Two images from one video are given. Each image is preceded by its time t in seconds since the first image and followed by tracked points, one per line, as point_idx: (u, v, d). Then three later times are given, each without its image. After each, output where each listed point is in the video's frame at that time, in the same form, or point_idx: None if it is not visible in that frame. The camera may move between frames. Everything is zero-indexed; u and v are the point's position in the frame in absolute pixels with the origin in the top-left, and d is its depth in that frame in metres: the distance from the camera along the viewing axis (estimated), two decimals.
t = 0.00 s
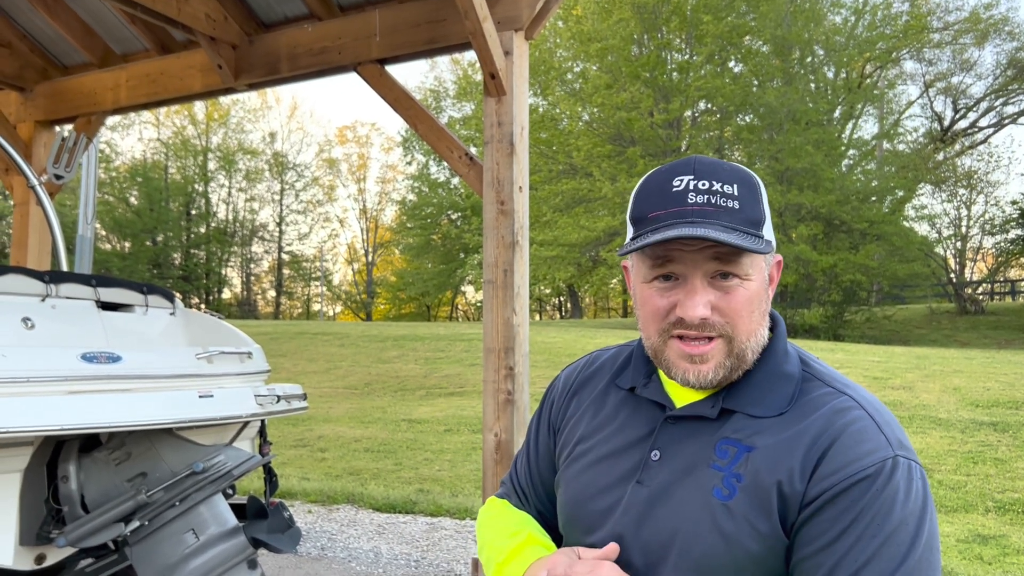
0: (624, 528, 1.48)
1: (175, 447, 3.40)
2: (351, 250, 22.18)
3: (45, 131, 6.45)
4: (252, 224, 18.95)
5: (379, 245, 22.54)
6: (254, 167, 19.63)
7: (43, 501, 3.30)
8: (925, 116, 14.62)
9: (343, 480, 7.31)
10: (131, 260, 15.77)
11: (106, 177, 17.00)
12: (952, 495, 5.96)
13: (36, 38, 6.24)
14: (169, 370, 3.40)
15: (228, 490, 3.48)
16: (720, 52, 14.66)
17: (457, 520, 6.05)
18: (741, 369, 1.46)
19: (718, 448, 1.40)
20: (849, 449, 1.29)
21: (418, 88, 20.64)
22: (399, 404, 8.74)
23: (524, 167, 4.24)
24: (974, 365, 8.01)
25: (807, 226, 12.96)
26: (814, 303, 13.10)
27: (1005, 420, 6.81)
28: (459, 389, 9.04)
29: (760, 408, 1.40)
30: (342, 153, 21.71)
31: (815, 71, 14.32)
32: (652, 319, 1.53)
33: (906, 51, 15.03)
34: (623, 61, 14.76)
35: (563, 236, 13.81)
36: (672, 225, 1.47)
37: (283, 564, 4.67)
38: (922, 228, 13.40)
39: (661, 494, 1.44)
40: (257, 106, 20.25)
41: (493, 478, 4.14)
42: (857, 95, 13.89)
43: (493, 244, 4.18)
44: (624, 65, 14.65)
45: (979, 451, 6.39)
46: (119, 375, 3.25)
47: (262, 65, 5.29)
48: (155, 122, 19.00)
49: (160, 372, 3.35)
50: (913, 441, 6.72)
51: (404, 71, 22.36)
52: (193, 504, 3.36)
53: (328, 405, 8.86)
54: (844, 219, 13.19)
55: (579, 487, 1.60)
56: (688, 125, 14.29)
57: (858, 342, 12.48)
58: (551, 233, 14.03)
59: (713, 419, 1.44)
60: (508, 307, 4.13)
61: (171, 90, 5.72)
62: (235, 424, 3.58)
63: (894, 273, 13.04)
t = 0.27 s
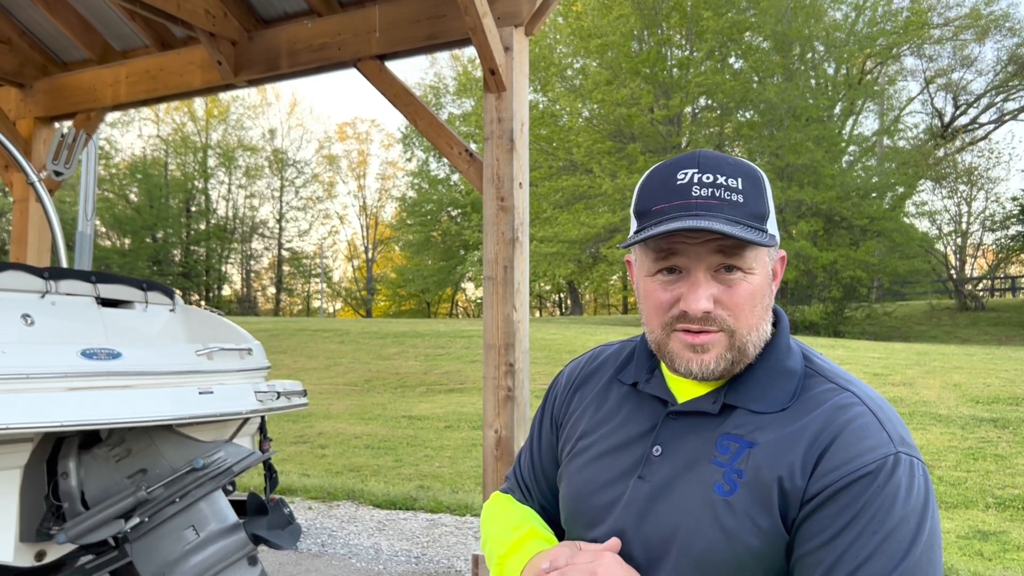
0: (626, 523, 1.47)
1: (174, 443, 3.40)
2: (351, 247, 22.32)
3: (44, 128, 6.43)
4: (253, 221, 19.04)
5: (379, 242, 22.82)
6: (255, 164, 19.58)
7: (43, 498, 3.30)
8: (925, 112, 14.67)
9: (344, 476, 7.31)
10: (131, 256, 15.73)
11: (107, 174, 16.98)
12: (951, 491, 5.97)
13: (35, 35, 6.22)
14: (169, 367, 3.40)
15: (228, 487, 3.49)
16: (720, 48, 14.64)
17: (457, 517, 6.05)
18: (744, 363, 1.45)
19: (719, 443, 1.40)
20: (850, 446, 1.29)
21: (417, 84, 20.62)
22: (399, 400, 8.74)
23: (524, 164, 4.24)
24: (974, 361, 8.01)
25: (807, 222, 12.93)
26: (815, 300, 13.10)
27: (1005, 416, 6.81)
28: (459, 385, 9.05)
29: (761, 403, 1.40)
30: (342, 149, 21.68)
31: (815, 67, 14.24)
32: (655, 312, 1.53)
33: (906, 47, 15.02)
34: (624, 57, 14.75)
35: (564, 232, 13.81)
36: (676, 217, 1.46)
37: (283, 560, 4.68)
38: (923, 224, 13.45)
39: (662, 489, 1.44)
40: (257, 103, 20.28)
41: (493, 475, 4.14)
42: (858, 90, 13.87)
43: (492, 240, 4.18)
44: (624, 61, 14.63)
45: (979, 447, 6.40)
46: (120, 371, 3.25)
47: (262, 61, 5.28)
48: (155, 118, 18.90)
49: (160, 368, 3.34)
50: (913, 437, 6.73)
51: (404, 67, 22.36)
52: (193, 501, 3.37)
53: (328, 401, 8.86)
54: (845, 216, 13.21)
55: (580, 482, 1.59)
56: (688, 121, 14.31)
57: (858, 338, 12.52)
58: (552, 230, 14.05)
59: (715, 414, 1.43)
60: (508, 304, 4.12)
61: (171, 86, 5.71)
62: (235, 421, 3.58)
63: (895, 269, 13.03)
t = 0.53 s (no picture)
0: (626, 517, 1.47)
1: (174, 439, 3.42)
2: (351, 244, 22.56)
3: (42, 124, 6.42)
4: (251, 218, 19.13)
5: (378, 239, 22.75)
6: (253, 161, 19.64)
7: (42, 494, 3.30)
8: (925, 109, 14.60)
9: (343, 473, 7.31)
10: (130, 253, 15.70)
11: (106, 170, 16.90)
12: (950, 487, 5.97)
13: (34, 31, 6.22)
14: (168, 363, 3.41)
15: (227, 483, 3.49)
16: (720, 45, 14.62)
17: (456, 513, 6.05)
18: (743, 356, 1.45)
19: (719, 437, 1.39)
20: (851, 440, 1.28)
21: (416, 81, 20.59)
22: (399, 397, 8.74)
23: (523, 160, 4.24)
24: (973, 358, 8.01)
25: (806, 219, 12.95)
26: (813, 296, 13.09)
27: (1004, 412, 6.81)
28: (459, 382, 9.05)
29: (761, 397, 1.40)
30: (340, 146, 21.28)
31: (814, 63, 14.28)
32: (654, 305, 1.52)
33: (905, 43, 15.01)
34: (623, 54, 14.75)
35: (563, 229, 13.81)
36: (676, 209, 1.46)
37: (283, 557, 4.68)
38: (922, 220, 13.44)
39: (661, 483, 1.44)
40: (255, 100, 20.25)
41: (492, 472, 4.14)
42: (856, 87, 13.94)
43: (492, 237, 4.17)
44: (624, 57, 14.68)
45: (978, 444, 6.40)
46: (118, 367, 3.26)
47: (260, 57, 5.27)
48: (153, 115, 18.98)
49: (159, 364, 3.36)
50: (912, 434, 6.74)
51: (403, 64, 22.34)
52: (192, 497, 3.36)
53: (327, 398, 8.86)
54: (844, 212, 13.22)
55: (580, 476, 1.59)
56: (687, 118, 14.36)
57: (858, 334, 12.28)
58: (551, 226, 14.05)
59: (714, 409, 1.43)
60: (507, 300, 4.12)
61: (170, 82, 5.70)
62: (234, 417, 3.60)
63: (894, 265, 13.04)
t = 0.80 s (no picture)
0: (620, 512, 1.47)
1: (171, 437, 3.41)
2: (349, 241, 22.53)
3: (40, 121, 6.40)
4: (249, 216, 19.12)
5: (376, 236, 22.89)
6: (252, 158, 19.57)
7: (40, 492, 3.29)
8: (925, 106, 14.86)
9: (341, 470, 7.32)
10: (128, 251, 15.67)
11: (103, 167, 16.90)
12: (948, 483, 5.99)
13: (31, 28, 6.21)
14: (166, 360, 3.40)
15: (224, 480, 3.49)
16: (718, 42, 14.54)
17: (454, 510, 6.05)
18: (714, 345, 1.45)
19: (714, 432, 1.40)
20: (847, 436, 1.28)
21: (415, 78, 20.54)
22: (397, 394, 8.73)
23: (521, 157, 4.23)
24: (971, 354, 8.02)
25: (804, 216, 12.94)
26: (812, 294, 13.08)
27: (1002, 408, 6.82)
28: (457, 379, 9.05)
29: (753, 392, 1.40)
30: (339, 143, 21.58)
31: (813, 61, 14.24)
32: (632, 291, 1.54)
33: (904, 40, 15.00)
34: (621, 51, 14.71)
35: (561, 226, 13.81)
36: (646, 195, 1.49)
37: (281, 554, 4.68)
38: (920, 217, 13.41)
39: (655, 477, 1.44)
40: (253, 96, 20.35)
41: (491, 469, 4.14)
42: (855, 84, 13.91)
43: (490, 234, 4.17)
44: (622, 54, 14.62)
45: (975, 440, 6.41)
46: (115, 365, 3.25)
47: (258, 54, 5.27)
48: (151, 112, 18.86)
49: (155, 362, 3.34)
50: (909, 430, 6.75)
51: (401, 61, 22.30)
52: (190, 495, 3.37)
53: (325, 395, 8.85)
54: (842, 209, 13.13)
55: (575, 470, 1.60)
56: (686, 115, 14.32)
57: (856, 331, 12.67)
58: (549, 223, 14.03)
59: (707, 403, 1.44)
60: (505, 297, 4.12)
61: (167, 79, 5.69)
62: (232, 414, 3.58)
63: (892, 263, 13.03)
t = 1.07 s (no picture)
0: (609, 505, 1.49)
1: (169, 435, 3.41)
2: (347, 239, 21.71)
3: (37, 119, 6.40)
4: (247, 213, 19.15)
5: (374, 234, 22.02)
6: (249, 156, 19.75)
7: (37, 490, 3.28)
8: (921, 105, 14.54)
9: (339, 468, 7.32)
10: (125, 248, 15.74)
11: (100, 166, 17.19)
12: (945, 481, 6.00)
13: (28, 26, 6.20)
14: (164, 358, 3.40)
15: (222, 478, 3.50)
16: (716, 39, 14.50)
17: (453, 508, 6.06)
18: (633, 329, 1.56)
19: (703, 428, 1.41)
20: (836, 441, 1.29)
21: (413, 76, 20.48)
22: (395, 392, 8.73)
23: (519, 155, 4.23)
24: (968, 352, 8.03)
25: (801, 214, 12.99)
26: (809, 291, 13.11)
27: (999, 406, 6.82)
28: (455, 377, 9.06)
29: (743, 392, 1.42)
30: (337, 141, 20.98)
31: (811, 58, 14.34)
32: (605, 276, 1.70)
33: (902, 38, 15.00)
34: (619, 48, 14.71)
35: (558, 224, 13.86)
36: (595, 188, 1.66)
37: (279, 551, 4.69)
38: (918, 214, 13.59)
39: (643, 469, 1.46)
40: (252, 94, 20.17)
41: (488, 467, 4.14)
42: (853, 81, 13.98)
43: (487, 231, 4.17)
44: (620, 52, 14.61)
45: (973, 437, 6.41)
46: (113, 362, 3.24)
47: (256, 51, 5.27)
48: (149, 109, 19.02)
49: (153, 360, 3.34)
50: (907, 428, 6.75)
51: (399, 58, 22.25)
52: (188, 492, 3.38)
53: (323, 393, 8.85)
54: (840, 207, 13.12)
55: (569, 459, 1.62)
56: (683, 113, 14.28)
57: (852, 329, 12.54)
58: (547, 221, 14.05)
59: (696, 399, 1.45)
60: (503, 295, 4.12)
61: (165, 77, 5.68)
62: (229, 412, 3.57)
63: (889, 260, 13.05)
